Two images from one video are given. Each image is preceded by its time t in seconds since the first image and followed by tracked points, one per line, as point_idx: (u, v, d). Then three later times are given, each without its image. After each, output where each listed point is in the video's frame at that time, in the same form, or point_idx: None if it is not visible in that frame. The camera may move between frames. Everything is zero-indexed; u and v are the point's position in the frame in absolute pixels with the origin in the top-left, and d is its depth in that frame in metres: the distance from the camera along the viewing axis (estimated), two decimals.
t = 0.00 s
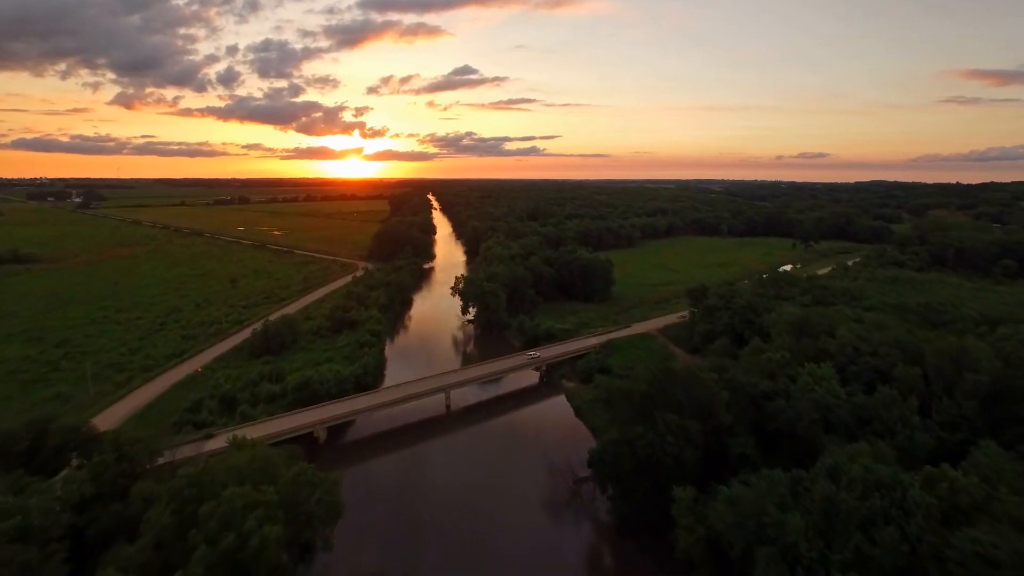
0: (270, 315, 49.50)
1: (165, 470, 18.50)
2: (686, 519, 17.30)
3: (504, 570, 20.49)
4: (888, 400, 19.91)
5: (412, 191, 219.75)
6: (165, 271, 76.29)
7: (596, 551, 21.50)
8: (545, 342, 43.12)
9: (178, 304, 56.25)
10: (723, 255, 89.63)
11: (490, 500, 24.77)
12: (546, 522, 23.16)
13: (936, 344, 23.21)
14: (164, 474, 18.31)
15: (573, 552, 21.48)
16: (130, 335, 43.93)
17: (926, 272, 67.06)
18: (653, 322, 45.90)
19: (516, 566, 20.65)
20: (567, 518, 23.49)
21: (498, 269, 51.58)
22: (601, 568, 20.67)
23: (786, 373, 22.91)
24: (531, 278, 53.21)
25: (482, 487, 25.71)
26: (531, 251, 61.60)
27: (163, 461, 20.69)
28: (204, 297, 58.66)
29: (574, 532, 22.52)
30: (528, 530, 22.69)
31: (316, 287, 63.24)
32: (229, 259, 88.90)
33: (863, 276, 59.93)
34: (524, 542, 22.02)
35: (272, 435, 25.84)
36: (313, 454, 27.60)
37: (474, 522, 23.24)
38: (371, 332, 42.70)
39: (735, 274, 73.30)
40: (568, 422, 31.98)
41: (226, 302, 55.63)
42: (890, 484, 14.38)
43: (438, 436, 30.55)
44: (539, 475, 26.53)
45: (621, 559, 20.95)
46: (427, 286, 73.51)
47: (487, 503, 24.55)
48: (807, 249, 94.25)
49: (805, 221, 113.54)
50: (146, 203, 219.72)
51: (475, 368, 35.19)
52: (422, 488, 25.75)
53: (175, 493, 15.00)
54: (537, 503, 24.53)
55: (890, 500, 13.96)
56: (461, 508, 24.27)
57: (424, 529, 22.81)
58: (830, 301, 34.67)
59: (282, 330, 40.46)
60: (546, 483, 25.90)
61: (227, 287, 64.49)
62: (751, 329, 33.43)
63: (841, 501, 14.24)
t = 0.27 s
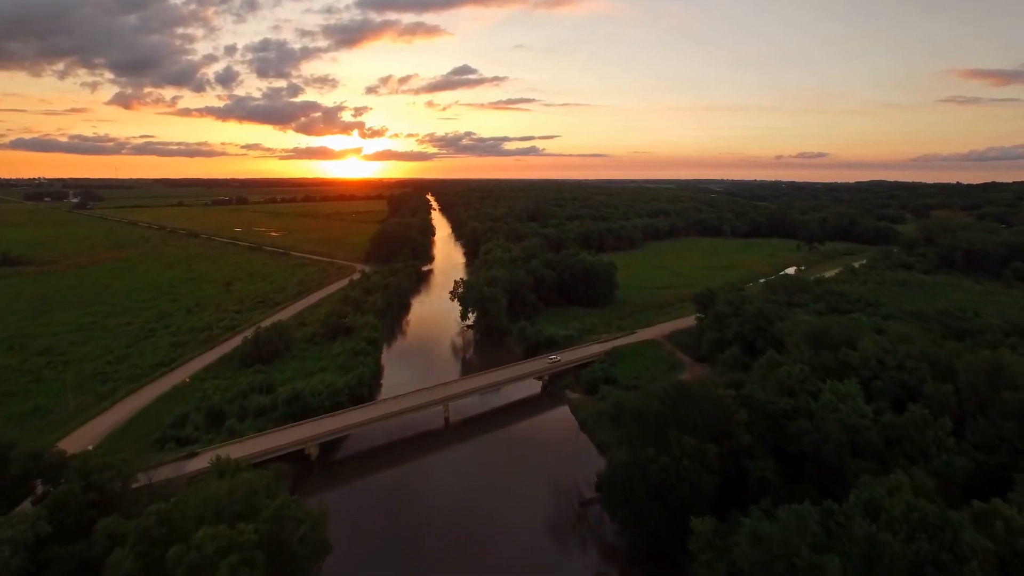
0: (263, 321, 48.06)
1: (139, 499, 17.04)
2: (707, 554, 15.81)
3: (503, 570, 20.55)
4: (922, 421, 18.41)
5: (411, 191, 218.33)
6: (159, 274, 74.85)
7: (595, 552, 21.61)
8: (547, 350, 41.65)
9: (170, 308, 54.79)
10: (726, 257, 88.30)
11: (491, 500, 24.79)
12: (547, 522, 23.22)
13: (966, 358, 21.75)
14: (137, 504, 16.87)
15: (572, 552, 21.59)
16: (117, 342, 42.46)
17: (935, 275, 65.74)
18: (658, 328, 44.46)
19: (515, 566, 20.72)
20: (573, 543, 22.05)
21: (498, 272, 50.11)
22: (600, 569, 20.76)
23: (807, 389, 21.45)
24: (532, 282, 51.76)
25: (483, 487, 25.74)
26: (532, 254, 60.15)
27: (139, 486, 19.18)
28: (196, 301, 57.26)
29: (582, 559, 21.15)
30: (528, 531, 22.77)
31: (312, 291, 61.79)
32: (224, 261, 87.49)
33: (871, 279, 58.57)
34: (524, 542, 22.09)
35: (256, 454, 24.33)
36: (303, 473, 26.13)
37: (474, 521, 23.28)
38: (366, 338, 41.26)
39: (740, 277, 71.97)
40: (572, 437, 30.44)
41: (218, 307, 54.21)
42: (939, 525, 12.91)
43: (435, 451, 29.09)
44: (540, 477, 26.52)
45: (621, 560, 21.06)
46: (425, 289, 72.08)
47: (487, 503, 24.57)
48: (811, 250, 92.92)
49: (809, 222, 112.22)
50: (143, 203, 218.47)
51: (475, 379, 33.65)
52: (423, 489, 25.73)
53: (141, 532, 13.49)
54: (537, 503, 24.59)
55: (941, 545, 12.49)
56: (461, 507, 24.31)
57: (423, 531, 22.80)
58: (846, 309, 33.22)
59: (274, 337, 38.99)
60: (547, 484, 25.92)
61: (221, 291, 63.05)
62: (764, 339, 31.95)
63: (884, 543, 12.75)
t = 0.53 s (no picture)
0: (256, 327, 46.80)
1: (108, 536, 15.86)
2: None
3: (503, 570, 20.71)
4: (957, 444, 17.06)
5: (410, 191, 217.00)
6: (152, 277, 73.54)
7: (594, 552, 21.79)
8: (549, 357, 40.31)
9: (161, 313, 53.49)
10: (730, 259, 87.03)
11: (491, 501, 25.02)
12: (547, 522, 23.36)
13: (999, 377, 20.35)
14: (105, 543, 15.66)
15: (572, 551, 21.80)
16: (104, 349, 41.11)
17: (945, 278, 64.38)
18: (664, 336, 43.10)
19: (516, 566, 20.90)
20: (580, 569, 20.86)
21: (498, 277, 48.78)
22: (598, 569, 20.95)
23: (829, 407, 20.13)
24: (533, 286, 50.37)
25: (483, 488, 26.02)
26: (533, 257, 58.81)
27: (112, 518, 17.83)
28: (190, 306, 56.03)
29: None
30: (528, 531, 22.90)
31: (308, 294, 60.45)
32: (220, 263, 86.35)
33: (880, 283, 57.27)
34: (525, 542, 22.23)
35: (241, 474, 23.01)
36: (292, 493, 24.81)
37: (475, 521, 23.47)
38: (362, 345, 39.87)
39: (744, 280, 70.67)
40: (577, 452, 29.01)
41: (212, 311, 52.96)
42: None
43: (432, 467, 27.75)
44: (540, 478, 26.71)
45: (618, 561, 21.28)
46: (424, 292, 70.76)
47: (487, 504, 24.78)
48: (816, 253, 91.66)
49: (812, 224, 110.86)
50: (141, 204, 217.44)
51: (474, 391, 32.24)
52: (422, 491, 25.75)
53: None
54: (537, 502, 24.79)
55: None
56: (461, 508, 24.54)
57: (424, 530, 23.04)
58: (861, 318, 31.88)
59: (267, 345, 37.72)
60: (547, 485, 26.12)
61: (215, 295, 61.79)
62: (776, 349, 30.59)
63: None
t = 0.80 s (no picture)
0: (249, 334, 45.49)
1: None
2: None
3: (504, 570, 21.15)
4: (996, 473, 15.76)
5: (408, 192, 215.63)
6: (144, 280, 72.11)
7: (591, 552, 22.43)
8: (551, 365, 38.96)
9: (151, 318, 52.11)
10: (732, 261, 85.80)
11: (490, 501, 25.57)
12: (545, 525, 23.81)
13: None
14: None
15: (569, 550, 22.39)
16: (90, 357, 39.73)
17: (953, 281, 63.23)
18: (668, 343, 41.78)
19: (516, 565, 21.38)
20: None
21: (497, 282, 47.47)
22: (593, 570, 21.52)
23: (853, 428, 18.83)
24: (533, 291, 49.03)
25: (482, 487, 26.51)
26: (533, 260, 57.50)
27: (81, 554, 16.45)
28: (181, 310, 54.68)
29: None
30: (527, 532, 23.35)
31: (302, 298, 59.12)
32: (214, 265, 84.97)
33: (888, 286, 56.05)
34: (524, 543, 22.70)
35: (222, 500, 21.72)
36: (279, 516, 23.52)
37: (475, 522, 23.88)
38: (356, 353, 38.51)
39: (747, 283, 69.45)
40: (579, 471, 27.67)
41: (203, 316, 51.60)
42: None
43: (427, 487, 26.49)
44: (537, 480, 27.15)
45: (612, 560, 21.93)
46: (421, 296, 69.43)
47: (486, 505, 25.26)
48: (819, 254, 90.49)
49: (814, 225, 109.68)
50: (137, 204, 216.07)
51: (472, 404, 30.86)
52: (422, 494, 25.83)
53: None
54: (535, 503, 25.39)
55: None
56: (461, 509, 24.96)
57: (425, 530, 23.43)
58: (875, 329, 30.64)
59: (257, 353, 36.38)
60: (545, 487, 26.61)
61: (207, 299, 60.42)
62: (788, 360, 29.29)
63: None
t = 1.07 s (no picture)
0: (242, 342, 44.09)
1: None
2: None
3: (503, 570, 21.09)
4: None
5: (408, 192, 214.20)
6: (138, 284, 70.68)
7: (592, 551, 22.18)
8: (553, 375, 37.50)
9: (142, 324, 50.70)
10: (736, 263, 84.41)
11: (491, 501, 25.60)
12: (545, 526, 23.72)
13: None
14: None
15: (569, 549, 22.22)
16: (76, 366, 38.30)
17: (965, 285, 61.77)
18: (676, 352, 40.27)
19: (516, 566, 21.25)
20: None
21: (498, 287, 46.09)
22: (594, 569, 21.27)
23: (883, 453, 17.36)
24: (535, 297, 47.53)
25: (483, 487, 26.52)
26: (534, 264, 56.12)
27: None
28: (173, 316, 53.30)
29: None
30: (528, 533, 23.29)
31: (299, 303, 57.68)
32: (210, 268, 83.69)
33: (898, 291, 54.65)
34: (523, 543, 22.59)
35: (204, 528, 20.24)
36: (267, 541, 22.06)
37: (475, 523, 23.90)
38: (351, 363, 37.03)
39: (753, 287, 68.05)
40: (585, 488, 26.27)
41: (196, 322, 50.23)
42: None
43: (426, 507, 25.05)
44: (538, 482, 27.16)
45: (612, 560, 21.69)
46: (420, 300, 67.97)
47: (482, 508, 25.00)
48: (825, 257, 89.02)
49: (819, 226, 108.19)
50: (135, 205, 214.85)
51: (472, 418, 29.42)
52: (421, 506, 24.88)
53: None
54: (536, 507, 25.23)
55: None
56: (463, 509, 25.02)
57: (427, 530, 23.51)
58: (895, 340, 29.18)
59: (248, 363, 34.93)
60: (546, 488, 26.60)
61: (201, 303, 59.06)
62: (804, 373, 27.85)
63: None
